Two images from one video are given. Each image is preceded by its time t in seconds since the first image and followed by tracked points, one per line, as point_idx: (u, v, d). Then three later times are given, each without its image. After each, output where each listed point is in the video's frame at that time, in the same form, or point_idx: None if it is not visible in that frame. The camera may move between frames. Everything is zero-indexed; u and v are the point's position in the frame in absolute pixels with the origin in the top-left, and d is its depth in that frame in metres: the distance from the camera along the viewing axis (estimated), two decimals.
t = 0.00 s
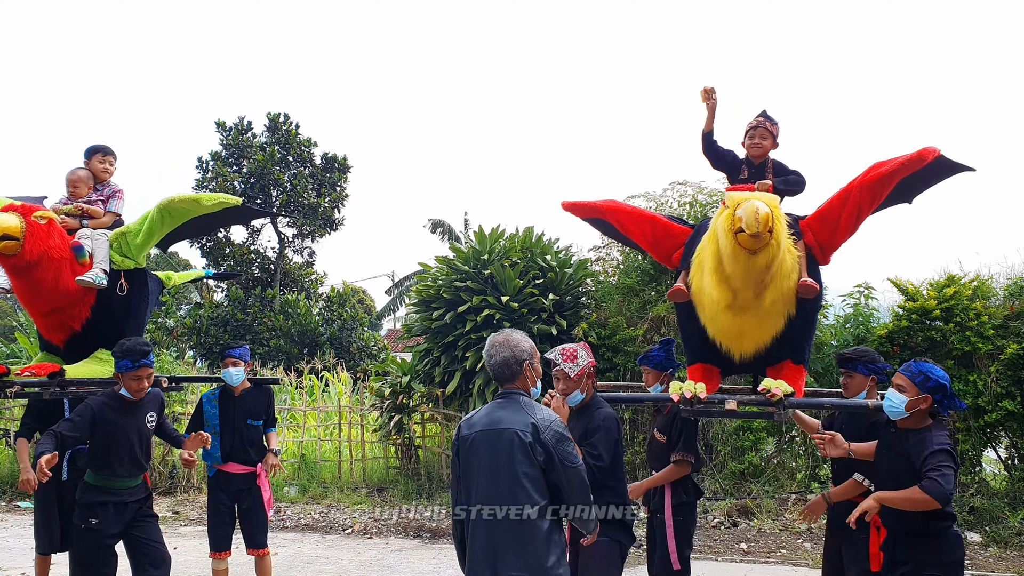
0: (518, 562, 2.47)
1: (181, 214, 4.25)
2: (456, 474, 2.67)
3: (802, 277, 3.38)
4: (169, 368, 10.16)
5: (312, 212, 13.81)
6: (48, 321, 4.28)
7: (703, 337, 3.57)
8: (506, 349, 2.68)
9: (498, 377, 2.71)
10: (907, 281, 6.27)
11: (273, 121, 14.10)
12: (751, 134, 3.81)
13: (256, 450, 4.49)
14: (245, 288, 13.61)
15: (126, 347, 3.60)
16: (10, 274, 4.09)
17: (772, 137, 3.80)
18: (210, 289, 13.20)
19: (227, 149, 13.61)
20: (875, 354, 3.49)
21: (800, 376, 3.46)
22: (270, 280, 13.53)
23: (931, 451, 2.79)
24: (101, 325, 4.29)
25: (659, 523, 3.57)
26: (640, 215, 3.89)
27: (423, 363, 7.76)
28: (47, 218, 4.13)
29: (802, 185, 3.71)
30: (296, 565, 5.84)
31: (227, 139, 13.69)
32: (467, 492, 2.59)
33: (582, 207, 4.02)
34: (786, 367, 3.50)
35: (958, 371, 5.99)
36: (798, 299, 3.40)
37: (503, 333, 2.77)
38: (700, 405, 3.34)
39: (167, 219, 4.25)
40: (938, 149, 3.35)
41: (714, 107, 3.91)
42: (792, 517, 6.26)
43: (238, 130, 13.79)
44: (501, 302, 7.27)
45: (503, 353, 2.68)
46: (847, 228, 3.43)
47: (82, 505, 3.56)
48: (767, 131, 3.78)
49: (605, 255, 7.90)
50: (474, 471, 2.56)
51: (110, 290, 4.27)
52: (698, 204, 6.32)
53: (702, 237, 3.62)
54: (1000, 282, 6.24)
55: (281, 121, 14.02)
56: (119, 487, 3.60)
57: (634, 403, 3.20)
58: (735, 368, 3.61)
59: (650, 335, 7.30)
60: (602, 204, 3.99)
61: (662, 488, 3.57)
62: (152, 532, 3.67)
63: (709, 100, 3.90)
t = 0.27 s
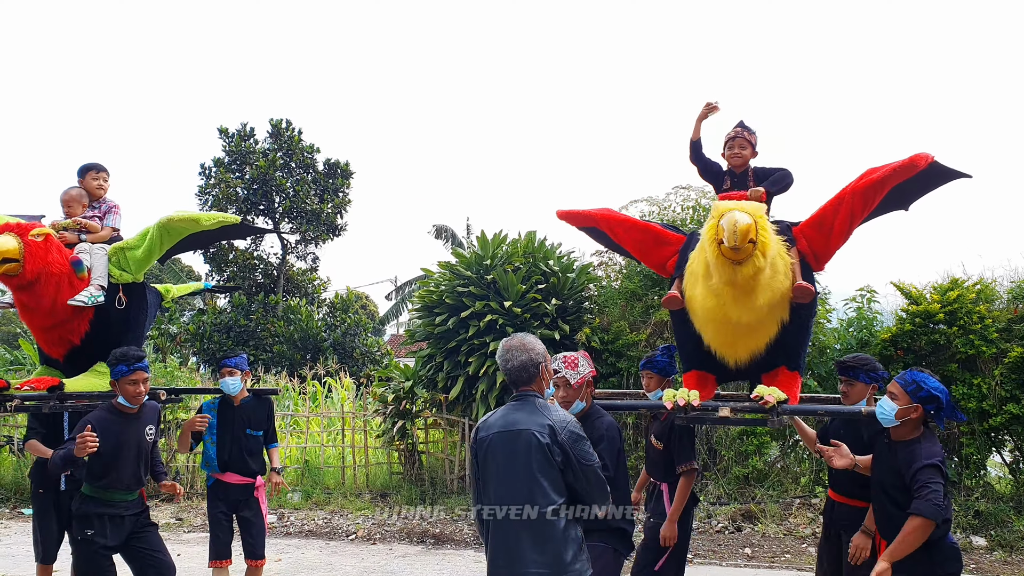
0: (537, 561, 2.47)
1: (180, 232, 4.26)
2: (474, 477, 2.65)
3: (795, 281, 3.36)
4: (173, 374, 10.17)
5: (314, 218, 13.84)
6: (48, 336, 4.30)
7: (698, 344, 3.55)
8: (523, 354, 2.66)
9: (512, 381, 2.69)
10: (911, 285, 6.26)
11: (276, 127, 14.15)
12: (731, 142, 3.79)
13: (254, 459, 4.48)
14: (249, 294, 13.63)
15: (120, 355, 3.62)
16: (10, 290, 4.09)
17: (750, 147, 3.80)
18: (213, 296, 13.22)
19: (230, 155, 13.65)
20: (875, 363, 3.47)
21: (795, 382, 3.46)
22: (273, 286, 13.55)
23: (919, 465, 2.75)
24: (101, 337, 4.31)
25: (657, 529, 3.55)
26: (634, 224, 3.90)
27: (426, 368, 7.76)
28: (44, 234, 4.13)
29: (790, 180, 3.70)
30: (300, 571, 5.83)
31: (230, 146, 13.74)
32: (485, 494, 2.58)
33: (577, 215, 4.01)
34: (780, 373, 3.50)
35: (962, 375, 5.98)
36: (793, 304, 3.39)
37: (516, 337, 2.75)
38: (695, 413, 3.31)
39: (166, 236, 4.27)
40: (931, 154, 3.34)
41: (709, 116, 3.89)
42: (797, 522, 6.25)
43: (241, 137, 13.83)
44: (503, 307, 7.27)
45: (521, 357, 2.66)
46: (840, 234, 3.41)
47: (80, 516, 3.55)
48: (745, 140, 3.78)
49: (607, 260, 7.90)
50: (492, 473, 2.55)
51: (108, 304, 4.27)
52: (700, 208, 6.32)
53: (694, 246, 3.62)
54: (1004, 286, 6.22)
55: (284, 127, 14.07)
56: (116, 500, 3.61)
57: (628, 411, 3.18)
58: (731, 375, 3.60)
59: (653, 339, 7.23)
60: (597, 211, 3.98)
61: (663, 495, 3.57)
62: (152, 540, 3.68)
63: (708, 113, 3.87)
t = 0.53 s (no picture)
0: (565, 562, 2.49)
1: (185, 234, 4.29)
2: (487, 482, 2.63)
3: (791, 287, 3.36)
4: (176, 380, 10.18)
5: (317, 223, 13.86)
6: (53, 340, 4.27)
7: (694, 349, 3.55)
8: (537, 359, 2.66)
9: (523, 386, 2.69)
10: (914, 289, 6.24)
11: (279, 133, 14.19)
12: (717, 149, 3.82)
13: (258, 467, 4.47)
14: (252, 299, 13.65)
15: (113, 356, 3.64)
16: (15, 293, 4.05)
17: (737, 151, 3.80)
18: (217, 301, 13.24)
19: (233, 161, 13.69)
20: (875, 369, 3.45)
21: (791, 390, 3.45)
22: (276, 292, 13.56)
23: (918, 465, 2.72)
24: (106, 343, 4.31)
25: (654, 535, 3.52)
26: (627, 229, 3.89)
27: (429, 373, 7.76)
28: (52, 239, 4.12)
29: (781, 176, 3.69)
30: None
31: (233, 151, 13.78)
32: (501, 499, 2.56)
33: (571, 221, 4.01)
34: (776, 380, 3.48)
35: (966, 379, 5.96)
36: (787, 309, 3.38)
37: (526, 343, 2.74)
38: (688, 420, 3.29)
39: (171, 239, 4.30)
40: (928, 159, 3.32)
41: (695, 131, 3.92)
42: (801, 526, 6.21)
43: (244, 142, 13.88)
44: (506, 312, 7.26)
45: (534, 363, 2.65)
46: (835, 241, 3.42)
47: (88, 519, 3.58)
48: (731, 146, 3.79)
49: (610, 264, 7.89)
50: (511, 478, 2.55)
51: (115, 309, 4.31)
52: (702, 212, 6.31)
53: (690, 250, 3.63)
54: (1007, 289, 6.20)
55: (287, 133, 14.12)
56: (121, 503, 3.60)
57: (621, 417, 3.16)
58: (726, 381, 3.58)
59: (657, 344, 7.24)
60: (592, 217, 3.96)
61: (659, 500, 3.53)
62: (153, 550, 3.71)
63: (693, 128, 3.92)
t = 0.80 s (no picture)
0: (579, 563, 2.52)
1: (193, 232, 4.30)
2: (495, 485, 2.59)
3: (793, 286, 3.36)
4: (182, 384, 10.21)
5: (323, 227, 13.88)
6: (64, 341, 4.30)
7: (695, 350, 3.53)
8: (540, 366, 2.66)
9: (529, 391, 2.69)
10: (920, 291, 6.22)
11: (285, 137, 14.25)
12: (725, 143, 3.81)
13: (268, 466, 4.48)
14: (258, 303, 13.68)
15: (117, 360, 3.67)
16: (26, 295, 4.09)
17: (746, 145, 3.79)
18: (222, 305, 13.29)
19: (239, 166, 13.75)
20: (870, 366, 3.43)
21: (794, 388, 3.44)
22: (282, 296, 13.60)
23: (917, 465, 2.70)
24: (115, 344, 4.32)
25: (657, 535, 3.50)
26: (628, 225, 3.90)
27: (434, 378, 7.77)
28: (60, 241, 4.15)
29: (786, 176, 3.68)
30: None
31: (239, 156, 13.84)
32: (513, 502, 2.54)
33: (572, 217, 4.02)
34: (779, 379, 3.48)
35: (972, 382, 5.94)
36: (790, 307, 3.37)
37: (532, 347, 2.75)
38: (690, 421, 3.29)
39: (179, 238, 4.32)
40: (932, 154, 3.32)
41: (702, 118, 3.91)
42: (807, 531, 6.18)
43: (250, 147, 13.93)
44: (511, 316, 7.27)
45: (537, 370, 2.65)
46: (839, 237, 3.40)
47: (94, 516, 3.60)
48: (739, 140, 3.78)
49: (616, 268, 7.88)
50: (524, 481, 2.53)
51: (124, 309, 4.32)
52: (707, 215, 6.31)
53: (691, 250, 3.62)
54: (1014, 292, 6.17)
55: (292, 137, 14.17)
56: (130, 503, 3.63)
57: (622, 418, 3.13)
58: (728, 381, 3.57)
59: (661, 347, 7.25)
60: (591, 213, 3.98)
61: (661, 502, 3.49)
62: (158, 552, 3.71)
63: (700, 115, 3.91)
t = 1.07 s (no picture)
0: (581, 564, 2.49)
1: (207, 250, 4.29)
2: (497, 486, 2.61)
3: (799, 295, 3.35)
4: (190, 386, 10.25)
5: (330, 230, 13.92)
6: (78, 351, 4.34)
7: (701, 359, 3.52)
8: (540, 368, 2.66)
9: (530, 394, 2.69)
10: (929, 296, 6.19)
11: (292, 141, 14.31)
12: (738, 151, 3.81)
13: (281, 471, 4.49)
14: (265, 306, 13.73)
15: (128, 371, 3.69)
16: (41, 308, 4.14)
17: (760, 154, 3.78)
18: (230, 308, 13.34)
19: (247, 169, 13.82)
20: (865, 372, 3.41)
21: (801, 397, 3.43)
22: (290, 299, 13.64)
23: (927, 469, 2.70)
24: (127, 354, 4.35)
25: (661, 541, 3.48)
26: (633, 233, 3.89)
27: (441, 381, 7.78)
28: (74, 253, 4.20)
29: (796, 191, 3.68)
30: None
31: (247, 159, 13.91)
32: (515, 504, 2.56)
33: (576, 225, 4.02)
34: (785, 389, 3.46)
35: (983, 387, 5.90)
36: (797, 317, 3.37)
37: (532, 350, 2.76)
38: (697, 431, 3.28)
39: (193, 254, 4.31)
40: (939, 162, 3.31)
41: (729, 120, 3.90)
42: (816, 535, 6.16)
43: (258, 150, 14.00)
44: (519, 319, 7.27)
45: (536, 372, 2.65)
46: (846, 244, 3.39)
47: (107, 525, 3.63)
48: (753, 148, 3.78)
49: (623, 271, 7.87)
50: (525, 482, 2.55)
51: (136, 320, 4.34)
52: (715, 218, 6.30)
53: (697, 258, 3.61)
54: None
55: (300, 140, 14.24)
56: (141, 512, 3.64)
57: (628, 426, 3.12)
58: (734, 390, 3.56)
59: (669, 352, 7.23)
60: (595, 222, 3.97)
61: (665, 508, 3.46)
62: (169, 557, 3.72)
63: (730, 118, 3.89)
